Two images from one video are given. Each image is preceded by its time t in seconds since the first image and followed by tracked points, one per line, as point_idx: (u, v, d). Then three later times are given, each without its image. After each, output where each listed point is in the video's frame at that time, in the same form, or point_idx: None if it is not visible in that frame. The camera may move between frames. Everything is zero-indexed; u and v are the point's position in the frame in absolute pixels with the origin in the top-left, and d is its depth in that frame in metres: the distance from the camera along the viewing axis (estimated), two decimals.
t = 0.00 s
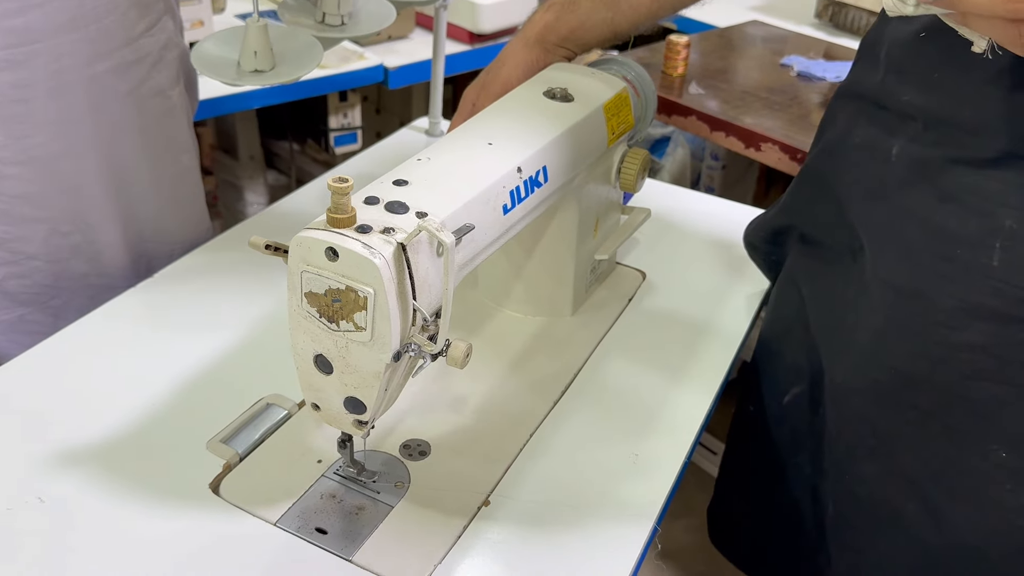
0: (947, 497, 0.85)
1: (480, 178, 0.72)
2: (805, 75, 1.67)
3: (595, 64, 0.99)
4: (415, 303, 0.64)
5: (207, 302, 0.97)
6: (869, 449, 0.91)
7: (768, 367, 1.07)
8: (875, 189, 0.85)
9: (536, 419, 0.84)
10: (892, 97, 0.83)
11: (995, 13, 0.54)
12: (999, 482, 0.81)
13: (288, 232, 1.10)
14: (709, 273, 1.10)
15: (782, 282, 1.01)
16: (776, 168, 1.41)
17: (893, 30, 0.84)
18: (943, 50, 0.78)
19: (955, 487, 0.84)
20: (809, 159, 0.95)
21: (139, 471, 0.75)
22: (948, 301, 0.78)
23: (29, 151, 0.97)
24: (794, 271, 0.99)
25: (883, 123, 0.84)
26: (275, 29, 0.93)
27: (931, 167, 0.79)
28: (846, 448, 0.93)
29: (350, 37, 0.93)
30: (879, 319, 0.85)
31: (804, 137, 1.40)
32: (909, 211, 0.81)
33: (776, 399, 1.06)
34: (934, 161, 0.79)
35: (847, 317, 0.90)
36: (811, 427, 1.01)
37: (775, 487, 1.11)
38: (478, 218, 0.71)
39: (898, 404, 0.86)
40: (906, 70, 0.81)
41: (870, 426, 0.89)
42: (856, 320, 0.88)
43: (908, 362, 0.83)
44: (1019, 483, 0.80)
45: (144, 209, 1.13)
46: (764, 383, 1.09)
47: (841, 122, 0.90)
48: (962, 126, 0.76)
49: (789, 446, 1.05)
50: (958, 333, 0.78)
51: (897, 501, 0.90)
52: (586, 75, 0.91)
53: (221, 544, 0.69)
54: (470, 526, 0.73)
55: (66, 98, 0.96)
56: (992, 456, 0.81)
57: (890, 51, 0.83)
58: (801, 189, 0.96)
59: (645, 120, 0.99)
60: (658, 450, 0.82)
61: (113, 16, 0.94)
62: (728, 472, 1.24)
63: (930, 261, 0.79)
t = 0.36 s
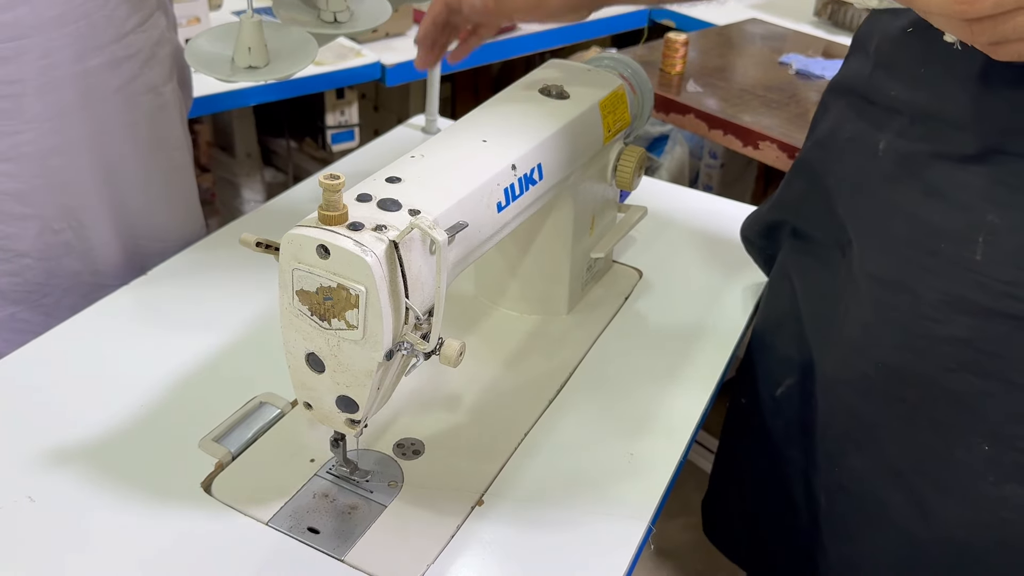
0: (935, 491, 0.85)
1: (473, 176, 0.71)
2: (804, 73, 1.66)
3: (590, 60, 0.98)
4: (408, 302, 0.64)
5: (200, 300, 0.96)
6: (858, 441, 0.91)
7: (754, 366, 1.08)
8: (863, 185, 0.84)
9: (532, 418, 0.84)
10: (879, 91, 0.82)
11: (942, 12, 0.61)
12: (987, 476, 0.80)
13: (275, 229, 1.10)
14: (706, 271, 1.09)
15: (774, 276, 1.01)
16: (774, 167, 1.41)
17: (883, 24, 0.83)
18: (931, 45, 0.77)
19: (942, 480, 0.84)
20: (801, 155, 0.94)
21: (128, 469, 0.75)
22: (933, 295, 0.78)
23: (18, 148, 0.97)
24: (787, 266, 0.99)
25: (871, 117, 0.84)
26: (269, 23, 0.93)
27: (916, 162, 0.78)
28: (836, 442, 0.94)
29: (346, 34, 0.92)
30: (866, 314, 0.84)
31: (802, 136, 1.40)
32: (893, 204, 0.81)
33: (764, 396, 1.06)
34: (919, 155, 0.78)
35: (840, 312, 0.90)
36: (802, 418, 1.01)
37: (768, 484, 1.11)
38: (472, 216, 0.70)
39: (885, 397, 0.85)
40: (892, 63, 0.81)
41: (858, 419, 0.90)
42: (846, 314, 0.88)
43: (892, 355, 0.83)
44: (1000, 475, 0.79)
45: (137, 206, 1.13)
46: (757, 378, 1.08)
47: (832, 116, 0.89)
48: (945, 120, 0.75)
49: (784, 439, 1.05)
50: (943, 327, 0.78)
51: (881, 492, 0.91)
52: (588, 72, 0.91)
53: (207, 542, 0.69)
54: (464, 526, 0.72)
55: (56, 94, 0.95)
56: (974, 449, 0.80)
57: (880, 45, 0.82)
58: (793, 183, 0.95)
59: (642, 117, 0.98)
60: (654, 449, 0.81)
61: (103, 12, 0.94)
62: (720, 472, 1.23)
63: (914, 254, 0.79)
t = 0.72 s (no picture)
0: (918, 483, 0.85)
1: (482, 175, 0.71)
2: (809, 73, 1.66)
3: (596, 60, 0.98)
4: (419, 302, 0.64)
5: (204, 299, 0.96)
6: (847, 429, 0.90)
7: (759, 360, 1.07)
8: (853, 176, 0.84)
9: (541, 418, 0.83)
10: (872, 84, 0.83)
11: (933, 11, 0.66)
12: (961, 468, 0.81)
13: (290, 228, 1.10)
14: (713, 271, 1.09)
15: (778, 267, 1.01)
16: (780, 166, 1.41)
17: (883, 17, 0.84)
18: (921, 37, 0.77)
19: (926, 470, 0.84)
20: (804, 147, 0.94)
21: (128, 467, 0.75)
22: (916, 287, 0.78)
23: (17, 145, 0.97)
24: (790, 257, 0.99)
25: (865, 109, 0.84)
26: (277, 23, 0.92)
27: (902, 154, 0.79)
28: (824, 429, 0.93)
29: (354, 33, 0.92)
30: (852, 303, 0.85)
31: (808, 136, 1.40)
32: (879, 194, 0.81)
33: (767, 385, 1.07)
34: (904, 146, 0.78)
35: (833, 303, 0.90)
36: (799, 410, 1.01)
37: (769, 480, 1.11)
38: (481, 216, 0.70)
39: (868, 384, 0.86)
40: (886, 56, 0.81)
41: (847, 409, 0.89)
42: (836, 303, 0.89)
43: (878, 346, 0.83)
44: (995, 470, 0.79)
45: (140, 205, 1.13)
46: (759, 375, 1.08)
47: (834, 110, 0.89)
48: (930, 110, 0.76)
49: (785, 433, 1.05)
50: (926, 319, 0.78)
51: (867, 482, 0.90)
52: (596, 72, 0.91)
53: (203, 540, 0.69)
54: (474, 526, 0.72)
55: (56, 92, 0.95)
56: (951, 441, 0.81)
57: (877, 39, 0.83)
58: (797, 173, 0.96)
59: (651, 117, 0.98)
60: (661, 449, 0.81)
61: (102, 9, 0.93)
62: (723, 469, 1.24)
63: (897, 245, 0.79)
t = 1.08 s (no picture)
0: (923, 481, 0.85)
1: (498, 176, 0.71)
2: (817, 73, 1.66)
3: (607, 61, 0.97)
4: (437, 302, 0.64)
5: (215, 299, 0.96)
6: (847, 428, 0.91)
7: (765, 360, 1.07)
8: (856, 176, 0.84)
9: (554, 419, 0.84)
10: (876, 83, 0.83)
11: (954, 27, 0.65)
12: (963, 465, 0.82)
13: (308, 228, 1.10)
14: (724, 270, 1.09)
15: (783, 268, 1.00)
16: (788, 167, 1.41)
17: (887, 16, 0.83)
18: (925, 39, 0.77)
19: (929, 467, 0.84)
20: (809, 146, 0.94)
21: (141, 466, 0.75)
22: (917, 286, 0.78)
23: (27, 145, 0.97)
24: (794, 257, 0.99)
25: (869, 109, 0.84)
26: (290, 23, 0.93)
27: (906, 154, 0.79)
28: (828, 428, 0.94)
29: (368, 34, 0.92)
30: (855, 303, 0.85)
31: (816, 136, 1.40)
32: (881, 194, 0.81)
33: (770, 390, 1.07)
34: (907, 147, 0.78)
35: (837, 302, 0.90)
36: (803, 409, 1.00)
37: (774, 481, 1.11)
38: (497, 216, 0.70)
39: (872, 385, 0.85)
40: (891, 57, 0.81)
41: (850, 407, 0.89)
42: (839, 303, 0.89)
43: (879, 344, 0.83)
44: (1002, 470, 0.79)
45: (150, 205, 1.13)
46: (763, 375, 1.08)
47: (838, 109, 0.89)
48: (935, 111, 0.76)
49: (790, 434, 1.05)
50: (929, 318, 0.78)
51: (870, 482, 0.91)
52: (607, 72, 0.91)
53: (212, 540, 0.69)
54: (490, 526, 0.73)
55: (66, 92, 0.96)
56: (955, 439, 0.81)
57: (881, 39, 0.83)
58: (802, 174, 0.96)
59: (662, 118, 0.98)
60: (674, 450, 0.81)
61: (113, 9, 0.94)
62: (728, 472, 1.23)
63: (901, 245, 0.79)
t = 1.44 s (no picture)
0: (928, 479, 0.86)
1: (508, 175, 0.72)
2: (822, 74, 1.67)
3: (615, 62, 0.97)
4: (448, 299, 0.65)
5: (226, 296, 0.97)
6: (851, 423, 0.91)
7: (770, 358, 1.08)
8: (861, 175, 0.85)
9: (562, 417, 0.84)
10: (880, 83, 0.83)
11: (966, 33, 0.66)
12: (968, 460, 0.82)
13: (317, 227, 1.11)
14: (729, 270, 1.10)
15: (789, 267, 1.01)
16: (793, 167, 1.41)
17: (891, 17, 0.84)
18: (931, 40, 0.78)
19: (933, 463, 0.85)
20: (814, 146, 0.95)
21: (151, 460, 0.76)
22: (922, 283, 0.79)
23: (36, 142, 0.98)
24: (799, 257, 0.99)
25: (873, 109, 0.85)
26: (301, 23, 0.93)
27: (910, 154, 0.79)
28: (832, 425, 0.94)
29: (378, 34, 0.93)
30: (860, 301, 0.85)
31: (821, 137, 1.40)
32: (886, 193, 0.82)
33: (775, 389, 1.07)
34: (912, 147, 0.79)
35: (841, 300, 0.91)
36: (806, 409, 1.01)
37: (778, 479, 1.12)
38: (508, 215, 0.71)
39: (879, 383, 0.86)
40: (896, 57, 0.82)
41: (854, 403, 0.90)
42: (844, 302, 0.89)
43: (882, 341, 0.84)
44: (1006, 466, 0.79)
45: (158, 202, 1.14)
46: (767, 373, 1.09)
47: (842, 109, 0.90)
48: (938, 110, 0.76)
49: (795, 434, 1.05)
50: (934, 315, 0.79)
51: (875, 477, 0.91)
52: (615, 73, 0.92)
53: (220, 534, 0.70)
54: (499, 522, 0.73)
55: (75, 91, 0.96)
56: (960, 435, 0.81)
57: (886, 39, 0.83)
58: (807, 173, 0.96)
59: (669, 118, 0.99)
60: (681, 448, 0.82)
61: (122, 9, 0.94)
62: (732, 470, 1.24)
63: (905, 244, 0.80)
